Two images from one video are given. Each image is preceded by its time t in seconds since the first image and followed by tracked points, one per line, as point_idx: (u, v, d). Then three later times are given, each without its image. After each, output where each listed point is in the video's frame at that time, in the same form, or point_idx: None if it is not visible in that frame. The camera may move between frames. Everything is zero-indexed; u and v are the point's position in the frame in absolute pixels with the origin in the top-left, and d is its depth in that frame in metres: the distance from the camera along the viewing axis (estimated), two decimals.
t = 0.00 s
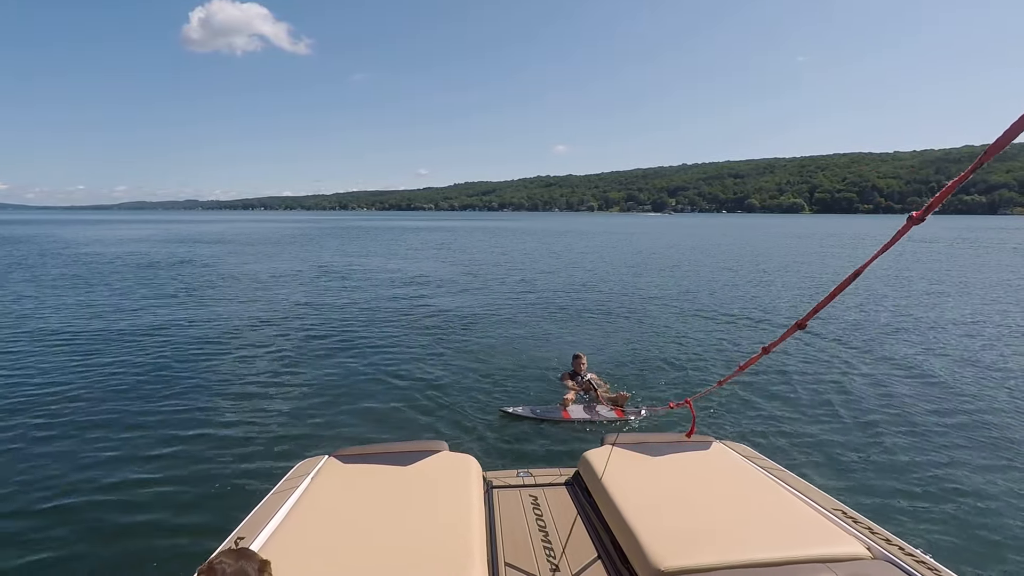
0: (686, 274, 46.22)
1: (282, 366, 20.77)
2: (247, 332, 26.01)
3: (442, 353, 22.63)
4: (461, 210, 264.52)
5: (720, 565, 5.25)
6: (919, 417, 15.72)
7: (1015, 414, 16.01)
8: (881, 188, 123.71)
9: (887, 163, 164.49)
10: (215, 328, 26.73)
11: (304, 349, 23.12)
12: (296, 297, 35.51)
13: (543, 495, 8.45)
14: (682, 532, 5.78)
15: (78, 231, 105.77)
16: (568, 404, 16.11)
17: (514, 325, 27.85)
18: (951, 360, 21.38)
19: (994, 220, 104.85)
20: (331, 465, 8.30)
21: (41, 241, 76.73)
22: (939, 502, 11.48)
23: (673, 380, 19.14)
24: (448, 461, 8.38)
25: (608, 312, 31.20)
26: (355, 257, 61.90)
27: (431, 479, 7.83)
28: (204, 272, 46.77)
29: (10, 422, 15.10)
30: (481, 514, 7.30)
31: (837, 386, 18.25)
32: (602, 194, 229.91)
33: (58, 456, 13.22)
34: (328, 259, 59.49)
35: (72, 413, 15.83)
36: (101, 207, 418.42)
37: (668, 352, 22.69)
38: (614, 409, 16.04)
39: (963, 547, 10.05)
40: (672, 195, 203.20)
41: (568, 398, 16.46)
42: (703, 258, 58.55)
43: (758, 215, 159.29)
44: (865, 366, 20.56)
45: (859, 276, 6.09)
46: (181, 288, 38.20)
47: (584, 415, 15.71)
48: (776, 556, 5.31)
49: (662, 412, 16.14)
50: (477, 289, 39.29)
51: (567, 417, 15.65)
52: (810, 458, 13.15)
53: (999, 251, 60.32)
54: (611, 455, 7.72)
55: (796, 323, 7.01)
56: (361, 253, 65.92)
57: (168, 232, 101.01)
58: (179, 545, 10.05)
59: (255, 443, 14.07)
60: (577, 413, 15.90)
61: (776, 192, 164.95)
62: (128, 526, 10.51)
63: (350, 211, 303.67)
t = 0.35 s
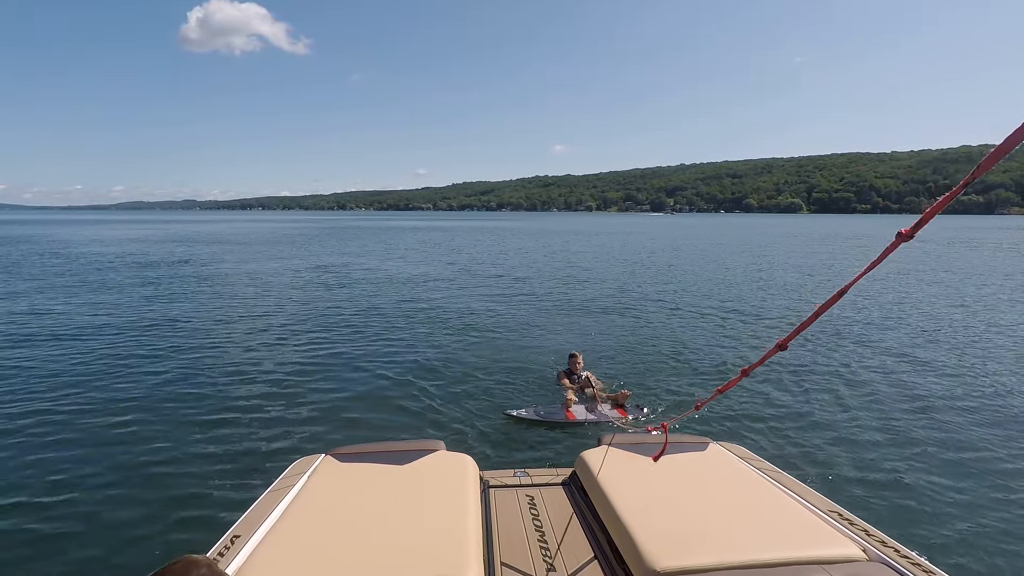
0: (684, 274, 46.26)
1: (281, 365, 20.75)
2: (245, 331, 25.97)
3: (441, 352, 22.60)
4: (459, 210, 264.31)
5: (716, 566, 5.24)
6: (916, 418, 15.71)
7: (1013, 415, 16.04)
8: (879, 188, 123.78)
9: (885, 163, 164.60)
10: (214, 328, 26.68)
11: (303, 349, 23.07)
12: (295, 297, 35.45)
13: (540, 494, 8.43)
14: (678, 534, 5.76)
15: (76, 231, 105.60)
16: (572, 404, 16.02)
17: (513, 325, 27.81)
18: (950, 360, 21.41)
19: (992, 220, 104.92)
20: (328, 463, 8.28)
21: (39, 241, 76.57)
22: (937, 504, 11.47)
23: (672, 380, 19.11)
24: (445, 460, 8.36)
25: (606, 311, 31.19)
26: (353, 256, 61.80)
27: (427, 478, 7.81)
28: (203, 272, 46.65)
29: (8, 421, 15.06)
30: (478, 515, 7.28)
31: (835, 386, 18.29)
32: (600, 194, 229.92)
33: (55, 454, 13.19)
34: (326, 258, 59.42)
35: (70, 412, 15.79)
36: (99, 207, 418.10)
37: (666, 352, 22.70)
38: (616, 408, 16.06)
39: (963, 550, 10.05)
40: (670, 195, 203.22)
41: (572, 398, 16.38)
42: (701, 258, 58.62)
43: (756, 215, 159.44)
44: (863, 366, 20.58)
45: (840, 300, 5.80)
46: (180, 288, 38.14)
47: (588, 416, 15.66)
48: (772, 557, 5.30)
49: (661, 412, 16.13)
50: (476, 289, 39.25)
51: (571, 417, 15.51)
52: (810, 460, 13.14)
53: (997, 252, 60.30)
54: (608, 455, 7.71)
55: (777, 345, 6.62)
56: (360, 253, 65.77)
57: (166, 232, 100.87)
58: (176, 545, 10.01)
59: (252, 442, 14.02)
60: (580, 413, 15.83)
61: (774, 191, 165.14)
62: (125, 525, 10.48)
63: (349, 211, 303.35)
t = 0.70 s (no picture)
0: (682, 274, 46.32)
1: (279, 365, 20.72)
2: (244, 331, 25.92)
3: (439, 352, 22.55)
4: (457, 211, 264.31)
5: (714, 567, 5.25)
6: (916, 419, 15.70)
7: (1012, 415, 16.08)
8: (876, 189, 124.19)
9: (882, 163, 165.11)
10: (213, 327, 26.64)
11: (301, 349, 23.00)
12: (294, 297, 35.40)
13: (539, 495, 8.43)
14: (678, 534, 5.77)
15: (74, 231, 105.36)
16: (575, 405, 15.92)
17: (512, 324, 27.79)
18: (948, 361, 21.46)
19: (988, 220, 105.36)
20: (326, 464, 8.27)
21: (35, 241, 76.36)
22: (935, 504, 11.48)
23: (670, 379, 19.08)
24: (444, 461, 8.37)
25: (605, 311, 31.16)
26: (351, 257, 61.71)
27: (425, 479, 7.82)
28: (201, 272, 46.54)
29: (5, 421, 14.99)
30: (477, 515, 7.28)
31: (834, 386, 18.34)
32: (598, 194, 230.06)
33: (53, 454, 13.14)
34: (324, 258, 59.35)
35: (67, 412, 15.72)
36: (96, 207, 417.33)
37: (665, 352, 22.71)
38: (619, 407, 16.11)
39: (964, 551, 10.06)
40: (668, 196, 203.54)
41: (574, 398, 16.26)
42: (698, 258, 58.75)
43: (754, 215, 159.75)
44: (861, 367, 20.64)
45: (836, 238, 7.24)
46: (177, 288, 38.03)
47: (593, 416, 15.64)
48: (771, 559, 5.30)
49: (660, 412, 16.14)
50: (474, 289, 39.20)
51: (576, 417, 15.50)
52: (810, 460, 13.13)
53: (993, 252, 60.53)
54: (607, 456, 7.72)
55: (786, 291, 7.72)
56: (358, 253, 65.68)
57: (163, 232, 100.63)
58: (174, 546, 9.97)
59: (251, 443, 13.97)
60: (583, 413, 15.81)
61: (771, 192, 165.35)
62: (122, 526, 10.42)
63: (347, 211, 303.05)
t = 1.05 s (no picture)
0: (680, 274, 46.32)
1: (279, 365, 20.72)
2: (243, 332, 25.89)
3: (440, 353, 22.50)
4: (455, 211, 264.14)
5: (717, 566, 5.28)
6: (916, 417, 15.74)
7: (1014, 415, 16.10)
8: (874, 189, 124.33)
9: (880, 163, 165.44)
10: (212, 328, 26.58)
11: (301, 350, 22.94)
12: (293, 297, 35.36)
13: (542, 497, 8.44)
14: (681, 535, 5.80)
15: (70, 231, 104.93)
16: (576, 406, 15.85)
17: (511, 324, 27.83)
18: (948, 360, 21.51)
19: (985, 220, 105.66)
20: (328, 469, 8.29)
21: (32, 241, 76.14)
22: (936, 503, 11.53)
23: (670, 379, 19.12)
24: (446, 464, 8.39)
25: (604, 311, 31.12)
26: (350, 256, 61.56)
27: (428, 482, 7.84)
28: (200, 272, 46.44)
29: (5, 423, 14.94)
30: (480, 518, 7.31)
31: (834, 385, 18.36)
32: (596, 194, 230.07)
33: (54, 457, 13.13)
34: (323, 258, 59.24)
35: (67, 415, 15.67)
36: (94, 207, 416.42)
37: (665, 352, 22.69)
38: (619, 408, 16.08)
39: (967, 553, 10.04)
40: (666, 195, 203.63)
41: (574, 399, 16.19)
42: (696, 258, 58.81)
43: (752, 215, 159.84)
44: (862, 366, 20.68)
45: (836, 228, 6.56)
46: (176, 288, 37.92)
47: (593, 417, 15.59)
48: (775, 558, 5.33)
49: (661, 413, 16.15)
50: (473, 289, 39.15)
51: (578, 419, 15.46)
52: (812, 462, 13.13)
53: (990, 251, 60.75)
54: (609, 457, 7.75)
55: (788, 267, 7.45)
56: (356, 253, 65.61)
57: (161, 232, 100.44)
58: (176, 550, 9.94)
59: (252, 445, 13.94)
60: (585, 414, 15.78)
61: (770, 192, 165.31)
62: (125, 530, 10.40)
63: (345, 211, 302.64)
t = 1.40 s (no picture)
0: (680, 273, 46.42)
1: (282, 365, 20.74)
2: (245, 332, 25.91)
3: (442, 353, 22.53)
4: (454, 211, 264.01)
5: (725, 564, 5.33)
6: (918, 418, 15.78)
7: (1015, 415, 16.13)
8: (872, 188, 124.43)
9: (878, 163, 165.53)
10: (213, 328, 26.60)
11: (303, 350, 22.95)
12: (294, 297, 35.36)
13: (547, 497, 8.49)
14: (687, 533, 5.84)
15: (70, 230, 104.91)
16: (578, 406, 15.74)
17: (513, 324, 27.83)
18: (949, 360, 21.56)
19: (984, 220, 105.78)
20: (333, 474, 8.33)
21: (33, 241, 76.22)
22: (939, 503, 11.57)
23: (672, 379, 19.16)
24: (451, 467, 8.42)
25: (604, 311, 31.14)
26: (350, 256, 61.65)
27: (432, 484, 7.89)
28: (200, 272, 46.45)
29: (9, 424, 14.98)
30: (486, 519, 7.35)
31: (836, 385, 18.40)
32: (596, 194, 230.03)
33: (59, 459, 13.16)
34: (323, 258, 59.31)
35: (71, 415, 15.71)
36: (92, 206, 416.23)
37: (666, 352, 22.73)
38: (620, 408, 16.02)
39: (970, 553, 10.09)
40: (665, 195, 203.74)
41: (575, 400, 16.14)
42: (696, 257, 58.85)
43: (750, 215, 160.15)
44: (863, 366, 20.69)
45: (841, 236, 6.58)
46: (177, 288, 38.00)
47: (595, 417, 15.49)
48: (781, 554, 5.38)
49: (664, 413, 16.19)
50: (474, 288, 39.18)
51: (581, 418, 15.39)
52: (814, 461, 13.17)
53: (990, 251, 60.78)
54: (614, 457, 7.79)
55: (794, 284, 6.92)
56: (356, 253, 65.58)
57: (162, 232, 100.60)
58: (183, 552, 9.97)
59: (256, 446, 13.98)
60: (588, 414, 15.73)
61: (768, 191, 165.56)
62: (130, 534, 10.42)
63: (344, 211, 302.45)
